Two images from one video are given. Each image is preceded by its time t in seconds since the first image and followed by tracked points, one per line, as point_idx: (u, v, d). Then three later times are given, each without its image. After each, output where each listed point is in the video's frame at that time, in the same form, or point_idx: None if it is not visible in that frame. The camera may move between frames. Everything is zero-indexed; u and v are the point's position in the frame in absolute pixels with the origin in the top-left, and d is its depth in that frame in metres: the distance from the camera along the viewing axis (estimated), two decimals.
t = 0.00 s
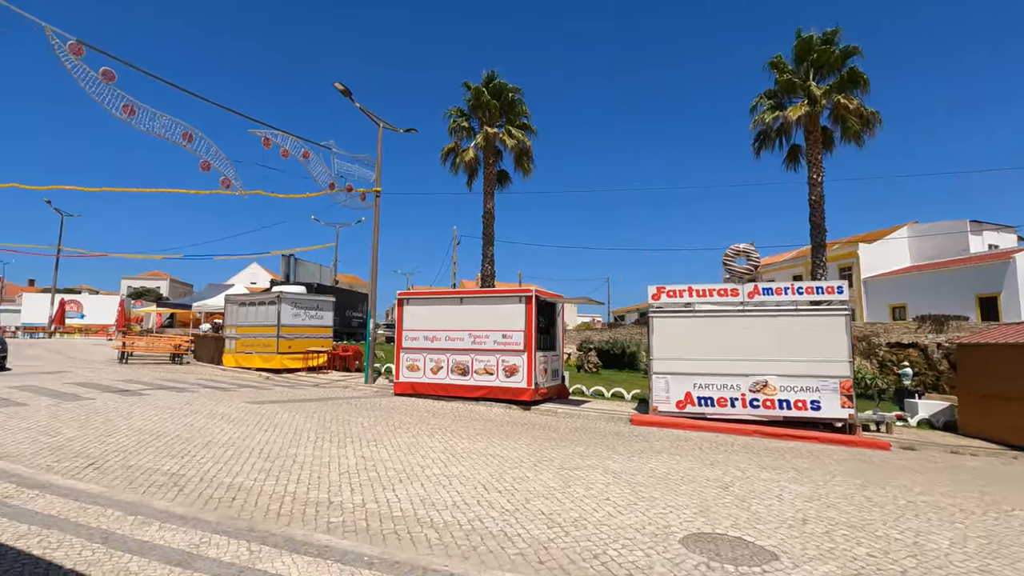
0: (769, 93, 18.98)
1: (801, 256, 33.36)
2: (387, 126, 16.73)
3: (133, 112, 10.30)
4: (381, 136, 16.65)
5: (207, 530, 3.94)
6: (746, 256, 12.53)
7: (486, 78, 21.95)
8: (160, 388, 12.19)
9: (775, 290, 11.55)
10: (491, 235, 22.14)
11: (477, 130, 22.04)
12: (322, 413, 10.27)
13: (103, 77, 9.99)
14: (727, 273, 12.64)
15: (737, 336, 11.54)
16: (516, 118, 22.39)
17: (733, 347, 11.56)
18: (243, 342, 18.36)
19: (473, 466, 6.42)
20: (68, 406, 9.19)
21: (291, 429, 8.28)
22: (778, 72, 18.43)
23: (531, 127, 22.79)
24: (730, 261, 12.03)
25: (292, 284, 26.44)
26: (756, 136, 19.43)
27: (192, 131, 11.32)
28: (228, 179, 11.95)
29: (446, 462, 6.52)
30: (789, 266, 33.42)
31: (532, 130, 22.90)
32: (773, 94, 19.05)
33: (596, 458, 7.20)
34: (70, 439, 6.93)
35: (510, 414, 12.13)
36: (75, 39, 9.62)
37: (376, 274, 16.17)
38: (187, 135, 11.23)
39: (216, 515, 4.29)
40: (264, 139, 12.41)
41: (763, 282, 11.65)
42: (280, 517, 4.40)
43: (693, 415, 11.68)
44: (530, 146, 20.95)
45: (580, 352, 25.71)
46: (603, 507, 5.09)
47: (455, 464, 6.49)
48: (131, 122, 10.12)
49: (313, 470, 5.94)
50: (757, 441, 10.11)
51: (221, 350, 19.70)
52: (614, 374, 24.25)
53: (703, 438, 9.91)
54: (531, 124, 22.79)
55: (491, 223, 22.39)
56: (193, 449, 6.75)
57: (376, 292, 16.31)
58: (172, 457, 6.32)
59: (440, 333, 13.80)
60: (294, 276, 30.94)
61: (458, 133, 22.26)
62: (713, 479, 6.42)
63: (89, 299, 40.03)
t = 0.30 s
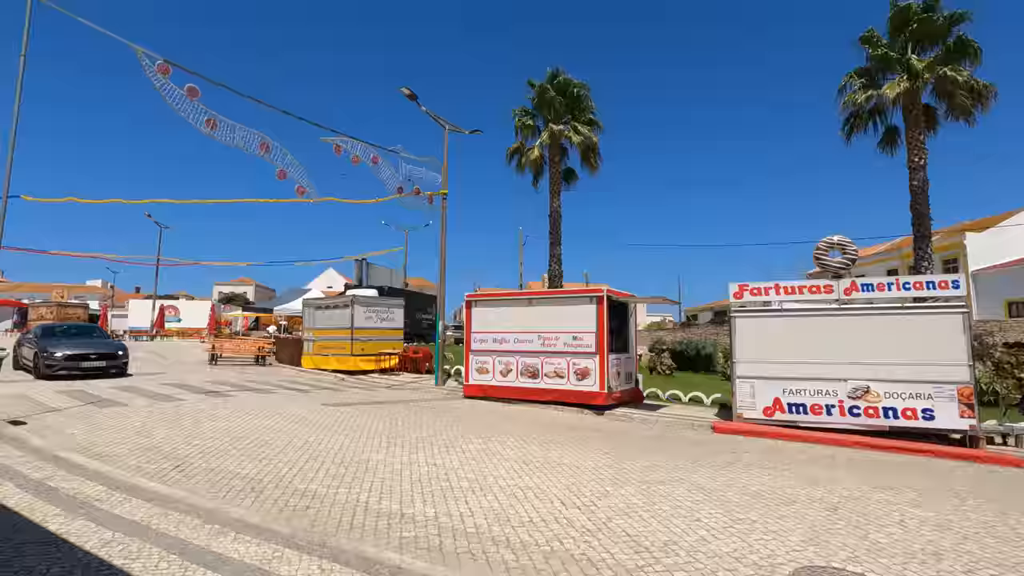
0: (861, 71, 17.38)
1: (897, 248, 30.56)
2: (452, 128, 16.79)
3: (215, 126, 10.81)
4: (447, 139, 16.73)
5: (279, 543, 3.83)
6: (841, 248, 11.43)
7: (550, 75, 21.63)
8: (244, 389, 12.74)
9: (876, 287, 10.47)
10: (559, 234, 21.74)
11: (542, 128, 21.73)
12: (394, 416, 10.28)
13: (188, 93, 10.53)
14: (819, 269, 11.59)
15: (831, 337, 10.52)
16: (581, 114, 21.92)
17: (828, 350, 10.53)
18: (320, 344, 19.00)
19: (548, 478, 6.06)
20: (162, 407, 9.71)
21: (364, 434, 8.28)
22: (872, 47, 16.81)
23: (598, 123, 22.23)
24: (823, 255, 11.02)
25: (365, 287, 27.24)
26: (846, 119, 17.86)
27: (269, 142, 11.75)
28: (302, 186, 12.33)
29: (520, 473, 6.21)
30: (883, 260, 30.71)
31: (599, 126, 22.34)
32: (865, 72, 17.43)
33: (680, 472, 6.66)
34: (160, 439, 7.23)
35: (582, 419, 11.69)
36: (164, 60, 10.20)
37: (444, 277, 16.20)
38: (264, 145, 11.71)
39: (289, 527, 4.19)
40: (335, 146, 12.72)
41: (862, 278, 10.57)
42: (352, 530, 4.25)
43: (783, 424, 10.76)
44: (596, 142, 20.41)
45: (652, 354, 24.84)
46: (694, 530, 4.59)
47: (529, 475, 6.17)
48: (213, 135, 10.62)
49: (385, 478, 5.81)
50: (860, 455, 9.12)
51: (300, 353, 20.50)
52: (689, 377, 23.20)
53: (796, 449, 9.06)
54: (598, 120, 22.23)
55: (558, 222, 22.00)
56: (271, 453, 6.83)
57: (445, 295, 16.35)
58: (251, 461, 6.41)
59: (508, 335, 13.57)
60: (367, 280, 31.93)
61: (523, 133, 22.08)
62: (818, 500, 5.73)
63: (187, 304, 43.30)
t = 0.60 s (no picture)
0: (973, 39, 15.55)
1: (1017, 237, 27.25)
2: (520, 127, 16.60)
3: (293, 134, 11.20)
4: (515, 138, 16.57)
5: (355, 553, 3.66)
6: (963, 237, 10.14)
7: (619, 67, 20.96)
8: (324, 390, 13.10)
9: (1005, 279, 9.24)
10: (631, 231, 21.03)
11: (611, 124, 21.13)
12: (468, 419, 10.12)
13: (268, 105, 10.96)
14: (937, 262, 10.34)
15: (951, 337, 9.28)
16: (652, 106, 21.13)
17: (949, 352, 9.28)
18: (394, 346, 19.36)
19: (634, 489, 5.61)
20: (249, 407, 10.10)
21: (439, 437, 8.14)
22: (988, 10, 14.92)
23: (670, 114, 21.31)
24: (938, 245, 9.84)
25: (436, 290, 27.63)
26: (957, 93, 15.99)
27: (344, 148, 12.06)
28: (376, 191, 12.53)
29: (603, 483, 5.80)
30: (999, 251, 27.49)
31: (672, 117, 21.41)
32: (979, 39, 15.52)
33: (782, 486, 6.00)
34: (246, 439, 7.43)
35: (663, 424, 11.05)
36: (246, 74, 10.69)
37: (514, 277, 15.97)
38: (339, 152, 12.03)
39: (366, 535, 4.03)
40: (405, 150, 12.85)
41: (989, 270, 9.32)
42: (429, 540, 4.02)
43: (894, 433, 9.61)
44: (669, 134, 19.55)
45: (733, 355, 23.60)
46: (810, 557, 4.00)
47: (613, 484, 5.75)
48: (291, 144, 10.99)
49: (461, 485, 5.59)
50: (993, 471, 7.95)
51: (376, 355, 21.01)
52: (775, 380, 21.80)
53: (914, 463, 8.03)
54: (670, 111, 21.32)
55: (630, 219, 21.27)
56: (349, 454, 6.82)
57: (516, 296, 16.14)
58: (329, 462, 6.41)
59: (582, 336, 13.13)
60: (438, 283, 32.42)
61: (591, 129, 21.59)
62: (955, 524, 4.91)
63: (273, 309, 45.91)
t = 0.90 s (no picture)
0: None
1: None
2: (598, 122, 16.08)
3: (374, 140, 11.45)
4: (593, 134, 16.10)
5: None
6: None
7: (702, 54, 19.86)
8: (408, 393, 13.24)
9: None
10: (718, 226, 19.83)
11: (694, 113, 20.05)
12: (552, 425, 9.77)
13: (351, 112, 11.24)
14: None
15: None
16: (739, 92, 19.82)
17: None
18: (474, 348, 19.40)
19: (746, 512, 5.01)
20: (338, 409, 10.33)
21: (525, 444, 7.85)
22: None
23: (760, 99, 19.90)
24: None
25: (513, 292, 27.52)
26: None
27: (422, 152, 12.18)
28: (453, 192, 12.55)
29: (709, 503, 5.24)
30: None
31: (761, 102, 19.98)
32: None
33: (925, 514, 5.15)
34: (335, 442, 7.50)
35: (764, 434, 10.15)
36: (329, 83, 11.06)
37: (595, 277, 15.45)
38: (418, 156, 12.19)
39: (456, 555, 3.77)
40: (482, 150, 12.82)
41: None
42: (523, 564, 3.70)
43: None
44: (759, 120, 18.24)
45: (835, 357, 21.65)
46: None
47: (720, 505, 5.18)
48: (372, 149, 11.22)
49: (552, 499, 5.24)
50: None
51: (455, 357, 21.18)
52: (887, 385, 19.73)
53: None
54: (760, 96, 19.90)
55: (716, 213, 20.06)
56: (434, 461, 6.67)
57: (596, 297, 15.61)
58: (415, 469, 6.29)
59: (670, 338, 12.40)
60: (514, 285, 32.36)
61: (672, 120, 20.63)
62: None
63: (358, 312, 47.94)
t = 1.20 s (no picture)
0: None
1: None
2: (653, 115, 15.48)
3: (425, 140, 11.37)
4: (648, 127, 15.50)
5: None
6: None
7: (762, 40, 18.86)
8: (461, 395, 13.09)
9: None
10: (782, 220, 18.74)
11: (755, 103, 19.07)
12: (611, 430, 9.30)
13: (402, 113, 11.17)
14: None
15: None
16: (804, 78, 18.70)
17: None
18: (526, 351, 19.08)
19: (845, 533, 4.43)
20: (392, 411, 10.22)
21: (585, 450, 7.44)
22: None
23: (827, 85, 18.69)
24: None
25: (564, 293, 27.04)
26: None
27: (473, 151, 12.01)
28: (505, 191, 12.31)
29: (799, 522, 4.69)
30: None
31: (829, 88, 18.75)
32: None
33: None
34: (390, 446, 7.34)
35: (846, 443, 9.32)
36: (381, 84, 11.05)
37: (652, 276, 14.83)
38: (469, 154, 12.02)
39: None
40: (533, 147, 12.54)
41: None
42: None
43: None
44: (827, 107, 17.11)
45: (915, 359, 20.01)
46: None
47: (812, 524, 4.63)
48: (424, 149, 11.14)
49: (621, 513, 4.83)
50: None
51: (507, 359, 20.92)
52: (976, 389, 18.03)
53: None
54: (827, 81, 18.69)
55: (780, 207, 18.95)
56: (493, 468, 6.38)
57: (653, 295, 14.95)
58: (472, 476, 6.01)
59: (735, 339, 11.68)
60: (565, 286, 31.87)
61: (731, 110, 19.71)
62: None
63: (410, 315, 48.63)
